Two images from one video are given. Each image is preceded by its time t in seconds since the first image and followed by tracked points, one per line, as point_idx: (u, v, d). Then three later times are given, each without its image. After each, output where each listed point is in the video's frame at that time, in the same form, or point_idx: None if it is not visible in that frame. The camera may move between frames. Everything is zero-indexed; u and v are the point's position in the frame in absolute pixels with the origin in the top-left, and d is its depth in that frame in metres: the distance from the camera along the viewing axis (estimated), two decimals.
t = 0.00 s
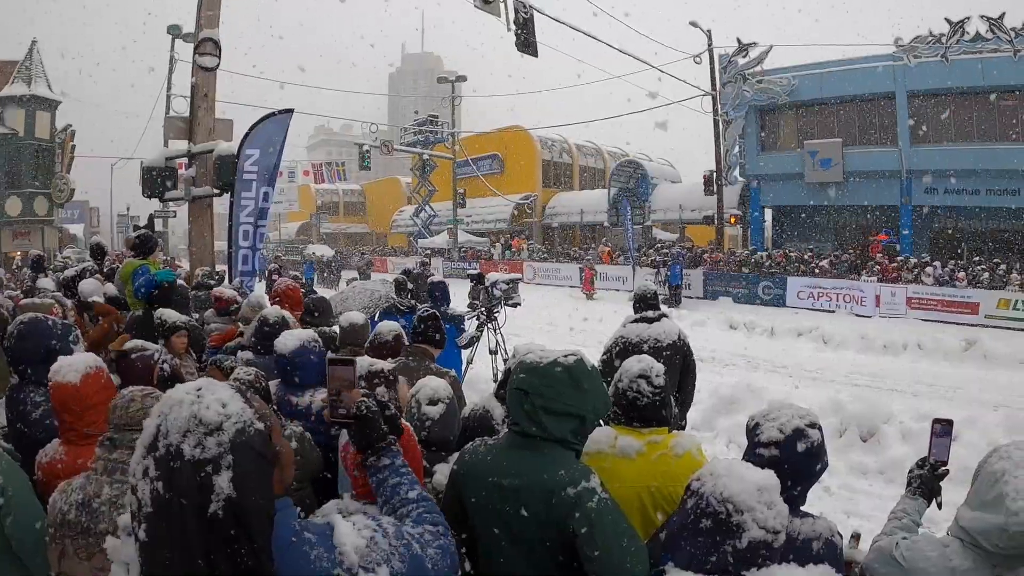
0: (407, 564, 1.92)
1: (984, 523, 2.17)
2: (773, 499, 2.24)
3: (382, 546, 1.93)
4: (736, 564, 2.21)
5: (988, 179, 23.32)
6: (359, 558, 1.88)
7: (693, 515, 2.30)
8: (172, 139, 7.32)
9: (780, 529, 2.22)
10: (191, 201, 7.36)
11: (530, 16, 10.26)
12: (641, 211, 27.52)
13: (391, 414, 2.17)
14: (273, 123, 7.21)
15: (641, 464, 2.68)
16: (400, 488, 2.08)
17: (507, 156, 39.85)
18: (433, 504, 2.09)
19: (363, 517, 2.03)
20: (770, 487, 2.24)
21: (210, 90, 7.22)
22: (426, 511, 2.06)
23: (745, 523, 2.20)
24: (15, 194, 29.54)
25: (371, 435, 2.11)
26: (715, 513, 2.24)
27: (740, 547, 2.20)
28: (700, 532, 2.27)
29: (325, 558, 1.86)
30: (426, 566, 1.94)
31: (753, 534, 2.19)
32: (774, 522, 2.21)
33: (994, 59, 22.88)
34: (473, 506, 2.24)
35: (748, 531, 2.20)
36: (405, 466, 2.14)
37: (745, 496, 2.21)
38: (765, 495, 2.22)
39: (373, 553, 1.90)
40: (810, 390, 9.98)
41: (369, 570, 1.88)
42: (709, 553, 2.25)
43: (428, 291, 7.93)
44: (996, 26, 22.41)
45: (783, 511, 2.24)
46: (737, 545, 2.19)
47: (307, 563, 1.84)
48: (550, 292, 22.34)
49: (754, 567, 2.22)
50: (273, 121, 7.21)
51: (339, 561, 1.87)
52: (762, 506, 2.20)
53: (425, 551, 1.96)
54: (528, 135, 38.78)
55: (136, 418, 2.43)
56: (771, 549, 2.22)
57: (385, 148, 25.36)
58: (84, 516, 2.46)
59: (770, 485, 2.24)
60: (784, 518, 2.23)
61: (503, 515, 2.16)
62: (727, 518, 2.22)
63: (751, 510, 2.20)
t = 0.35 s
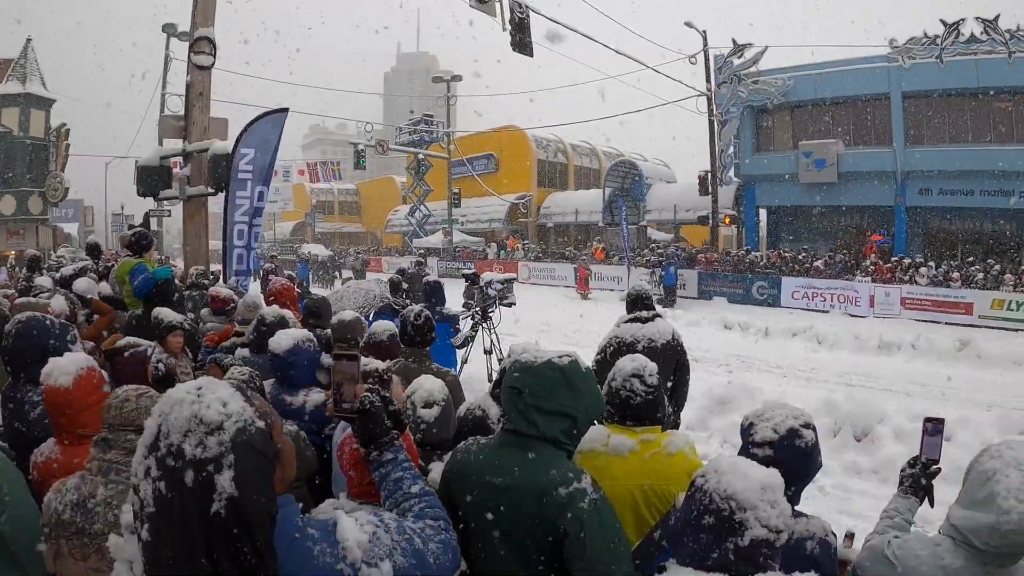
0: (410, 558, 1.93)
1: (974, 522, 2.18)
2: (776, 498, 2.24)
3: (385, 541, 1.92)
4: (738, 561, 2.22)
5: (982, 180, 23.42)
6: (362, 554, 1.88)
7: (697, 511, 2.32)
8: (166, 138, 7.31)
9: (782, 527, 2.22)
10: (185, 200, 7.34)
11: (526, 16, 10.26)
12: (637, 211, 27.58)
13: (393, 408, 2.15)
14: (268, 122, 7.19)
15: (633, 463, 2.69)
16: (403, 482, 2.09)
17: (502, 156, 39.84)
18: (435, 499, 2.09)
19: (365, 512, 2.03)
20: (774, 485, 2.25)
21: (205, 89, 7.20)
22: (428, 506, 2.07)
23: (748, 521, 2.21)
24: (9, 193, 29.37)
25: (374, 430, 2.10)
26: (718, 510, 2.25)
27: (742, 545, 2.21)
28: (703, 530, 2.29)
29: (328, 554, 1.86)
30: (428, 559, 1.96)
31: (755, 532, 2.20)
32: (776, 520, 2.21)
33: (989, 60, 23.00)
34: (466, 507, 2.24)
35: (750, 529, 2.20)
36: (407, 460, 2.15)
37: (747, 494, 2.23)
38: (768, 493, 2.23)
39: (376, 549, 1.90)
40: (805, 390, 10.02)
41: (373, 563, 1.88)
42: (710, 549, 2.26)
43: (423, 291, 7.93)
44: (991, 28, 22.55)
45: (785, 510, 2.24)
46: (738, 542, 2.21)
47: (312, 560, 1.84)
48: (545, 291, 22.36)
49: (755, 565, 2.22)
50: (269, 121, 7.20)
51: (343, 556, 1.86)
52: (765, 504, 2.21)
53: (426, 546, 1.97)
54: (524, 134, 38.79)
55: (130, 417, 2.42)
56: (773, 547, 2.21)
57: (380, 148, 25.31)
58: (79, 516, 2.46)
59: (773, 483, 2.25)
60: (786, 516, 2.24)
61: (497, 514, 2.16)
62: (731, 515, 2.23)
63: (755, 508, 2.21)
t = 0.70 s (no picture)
0: (407, 555, 1.91)
1: (969, 521, 2.19)
2: (777, 494, 2.20)
3: (382, 537, 1.92)
4: (735, 555, 2.18)
5: (977, 181, 23.53)
6: (359, 549, 1.87)
7: (698, 504, 2.29)
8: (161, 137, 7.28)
9: (781, 524, 2.16)
10: (179, 199, 7.32)
11: (521, 15, 10.25)
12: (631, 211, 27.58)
13: (402, 405, 2.15)
14: (266, 122, 7.19)
15: (628, 462, 2.69)
16: (407, 479, 2.09)
17: (497, 156, 39.82)
18: (438, 497, 2.10)
19: (364, 510, 2.03)
20: (774, 482, 2.22)
21: (199, 87, 7.16)
22: (431, 504, 2.07)
23: (747, 516, 2.16)
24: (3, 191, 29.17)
25: (380, 426, 2.10)
26: (718, 504, 2.22)
27: (740, 540, 2.16)
28: (703, 523, 2.25)
29: (326, 550, 1.85)
30: (427, 554, 1.95)
31: (754, 528, 2.14)
32: (775, 516, 2.16)
33: (983, 61, 23.12)
34: (461, 506, 2.22)
35: (749, 524, 2.15)
36: (412, 457, 2.15)
37: (748, 489, 2.18)
38: (768, 490, 2.20)
39: (373, 545, 1.89)
40: (799, 390, 10.04)
41: (371, 559, 1.87)
42: (710, 542, 2.22)
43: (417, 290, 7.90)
44: (986, 30, 22.67)
45: (785, 507, 2.20)
46: (737, 536, 2.16)
47: (308, 556, 1.83)
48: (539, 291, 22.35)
49: (753, 561, 2.17)
50: (264, 121, 7.19)
51: (340, 553, 1.86)
52: (764, 500, 2.17)
53: (425, 544, 1.96)
54: (519, 134, 38.78)
55: (126, 417, 2.41)
56: (771, 543, 2.16)
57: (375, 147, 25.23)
58: (75, 516, 2.45)
59: (773, 479, 2.22)
60: (787, 514, 2.21)
61: (494, 512, 2.15)
62: (730, 510, 2.19)
63: (754, 503, 2.16)
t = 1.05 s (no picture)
0: (401, 551, 1.90)
1: (960, 521, 2.20)
2: (772, 493, 2.22)
3: (376, 533, 1.91)
4: (730, 552, 2.19)
5: (970, 183, 23.65)
6: (352, 545, 1.87)
7: (694, 502, 2.29)
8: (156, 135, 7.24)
9: (775, 522, 2.19)
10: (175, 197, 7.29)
11: (517, 15, 10.24)
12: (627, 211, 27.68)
13: (405, 403, 2.14)
14: (260, 121, 7.19)
15: (624, 462, 2.69)
16: (409, 474, 2.08)
17: (492, 155, 39.79)
18: (438, 493, 2.09)
19: (358, 506, 2.03)
20: (770, 480, 2.22)
21: (194, 85, 7.14)
22: (430, 500, 2.06)
23: (742, 514, 2.18)
24: None
25: (386, 421, 2.10)
26: (714, 502, 2.22)
27: (735, 538, 2.18)
28: (698, 521, 2.26)
29: (319, 546, 1.85)
30: (421, 549, 1.94)
31: (749, 525, 2.16)
32: (769, 514, 2.19)
33: (978, 63, 23.22)
34: (458, 505, 2.21)
35: (744, 522, 2.17)
36: (415, 452, 2.14)
37: (743, 487, 2.19)
38: (763, 488, 2.21)
39: (367, 540, 1.89)
40: (794, 390, 10.07)
41: (365, 554, 1.87)
42: (705, 539, 2.23)
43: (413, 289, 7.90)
44: (981, 32, 22.76)
45: (780, 505, 2.22)
46: (732, 534, 2.18)
47: (301, 552, 1.82)
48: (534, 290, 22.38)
49: (747, 558, 2.18)
50: (258, 119, 7.15)
51: (333, 548, 1.85)
52: (759, 499, 2.18)
53: (420, 540, 1.95)
54: (514, 133, 38.81)
55: (122, 418, 2.42)
56: (765, 541, 2.18)
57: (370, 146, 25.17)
58: (70, 518, 2.46)
59: (769, 478, 2.22)
60: (780, 511, 2.22)
61: (492, 510, 2.16)
62: (726, 508, 2.20)
63: (750, 501, 2.18)
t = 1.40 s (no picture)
0: (401, 550, 1.92)
1: (953, 521, 2.21)
2: (763, 491, 2.22)
3: (375, 532, 1.92)
4: (722, 552, 2.20)
5: (965, 184, 23.75)
6: (352, 543, 1.88)
7: (685, 500, 2.30)
8: (151, 133, 7.22)
9: (767, 520, 2.20)
10: (170, 195, 7.27)
11: (514, 14, 10.23)
12: (622, 210, 27.73)
13: (406, 402, 2.14)
14: (258, 120, 7.17)
15: (621, 461, 2.69)
16: (411, 473, 2.07)
17: (488, 155, 39.78)
18: (438, 493, 2.09)
19: (357, 506, 2.03)
20: (761, 477, 2.22)
21: (191, 83, 7.11)
22: (431, 500, 2.06)
23: (734, 512, 2.19)
24: None
25: (388, 420, 2.09)
26: (706, 501, 2.22)
27: (727, 536, 2.19)
28: (690, 519, 2.27)
29: (318, 544, 1.85)
30: (421, 549, 1.95)
31: (741, 524, 2.17)
32: (761, 513, 2.19)
33: (974, 64, 23.30)
34: (455, 503, 2.22)
35: (736, 521, 2.18)
36: (416, 451, 2.13)
37: (735, 486, 2.20)
38: (755, 486, 2.20)
39: (366, 539, 1.90)
40: (789, 389, 10.10)
41: (365, 553, 1.88)
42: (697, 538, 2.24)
43: (409, 289, 7.89)
44: (976, 33, 22.84)
45: (771, 503, 2.22)
46: (725, 533, 2.18)
47: (301, 551, 1.83)
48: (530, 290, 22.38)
49: (740, 556, 2.19)
50: (256, 118, 7.13)
51: (332, 547, 1.86)
52: (751, 497, 2.19)
53: (420, 539, 1.96)
54: (510, 132, 38.81)
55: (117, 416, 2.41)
56: (757, 539, 2.20)
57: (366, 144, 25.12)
58: (64, 518, 2.45)
59: (760, 475, 2.23)
60: (773, 509, 2.22)
61: (489, 508, 2.16)
62: (718, 507, 2.20)
63: (741, 499, 2.19)
